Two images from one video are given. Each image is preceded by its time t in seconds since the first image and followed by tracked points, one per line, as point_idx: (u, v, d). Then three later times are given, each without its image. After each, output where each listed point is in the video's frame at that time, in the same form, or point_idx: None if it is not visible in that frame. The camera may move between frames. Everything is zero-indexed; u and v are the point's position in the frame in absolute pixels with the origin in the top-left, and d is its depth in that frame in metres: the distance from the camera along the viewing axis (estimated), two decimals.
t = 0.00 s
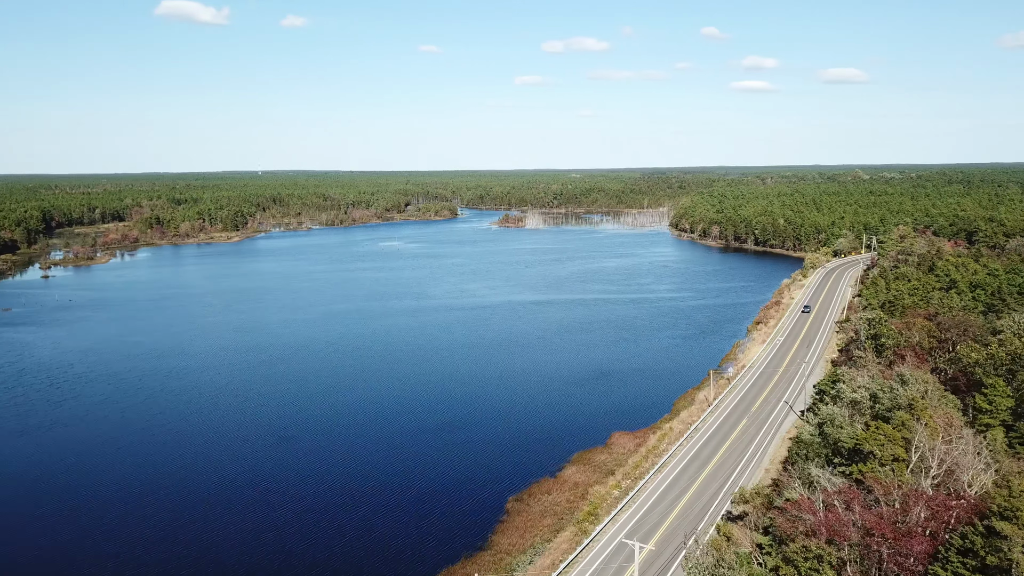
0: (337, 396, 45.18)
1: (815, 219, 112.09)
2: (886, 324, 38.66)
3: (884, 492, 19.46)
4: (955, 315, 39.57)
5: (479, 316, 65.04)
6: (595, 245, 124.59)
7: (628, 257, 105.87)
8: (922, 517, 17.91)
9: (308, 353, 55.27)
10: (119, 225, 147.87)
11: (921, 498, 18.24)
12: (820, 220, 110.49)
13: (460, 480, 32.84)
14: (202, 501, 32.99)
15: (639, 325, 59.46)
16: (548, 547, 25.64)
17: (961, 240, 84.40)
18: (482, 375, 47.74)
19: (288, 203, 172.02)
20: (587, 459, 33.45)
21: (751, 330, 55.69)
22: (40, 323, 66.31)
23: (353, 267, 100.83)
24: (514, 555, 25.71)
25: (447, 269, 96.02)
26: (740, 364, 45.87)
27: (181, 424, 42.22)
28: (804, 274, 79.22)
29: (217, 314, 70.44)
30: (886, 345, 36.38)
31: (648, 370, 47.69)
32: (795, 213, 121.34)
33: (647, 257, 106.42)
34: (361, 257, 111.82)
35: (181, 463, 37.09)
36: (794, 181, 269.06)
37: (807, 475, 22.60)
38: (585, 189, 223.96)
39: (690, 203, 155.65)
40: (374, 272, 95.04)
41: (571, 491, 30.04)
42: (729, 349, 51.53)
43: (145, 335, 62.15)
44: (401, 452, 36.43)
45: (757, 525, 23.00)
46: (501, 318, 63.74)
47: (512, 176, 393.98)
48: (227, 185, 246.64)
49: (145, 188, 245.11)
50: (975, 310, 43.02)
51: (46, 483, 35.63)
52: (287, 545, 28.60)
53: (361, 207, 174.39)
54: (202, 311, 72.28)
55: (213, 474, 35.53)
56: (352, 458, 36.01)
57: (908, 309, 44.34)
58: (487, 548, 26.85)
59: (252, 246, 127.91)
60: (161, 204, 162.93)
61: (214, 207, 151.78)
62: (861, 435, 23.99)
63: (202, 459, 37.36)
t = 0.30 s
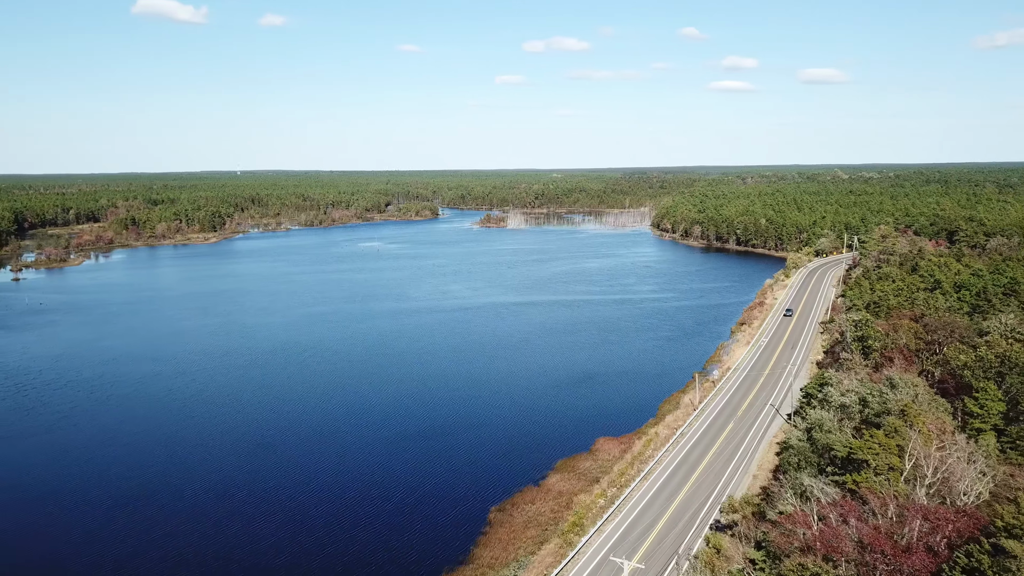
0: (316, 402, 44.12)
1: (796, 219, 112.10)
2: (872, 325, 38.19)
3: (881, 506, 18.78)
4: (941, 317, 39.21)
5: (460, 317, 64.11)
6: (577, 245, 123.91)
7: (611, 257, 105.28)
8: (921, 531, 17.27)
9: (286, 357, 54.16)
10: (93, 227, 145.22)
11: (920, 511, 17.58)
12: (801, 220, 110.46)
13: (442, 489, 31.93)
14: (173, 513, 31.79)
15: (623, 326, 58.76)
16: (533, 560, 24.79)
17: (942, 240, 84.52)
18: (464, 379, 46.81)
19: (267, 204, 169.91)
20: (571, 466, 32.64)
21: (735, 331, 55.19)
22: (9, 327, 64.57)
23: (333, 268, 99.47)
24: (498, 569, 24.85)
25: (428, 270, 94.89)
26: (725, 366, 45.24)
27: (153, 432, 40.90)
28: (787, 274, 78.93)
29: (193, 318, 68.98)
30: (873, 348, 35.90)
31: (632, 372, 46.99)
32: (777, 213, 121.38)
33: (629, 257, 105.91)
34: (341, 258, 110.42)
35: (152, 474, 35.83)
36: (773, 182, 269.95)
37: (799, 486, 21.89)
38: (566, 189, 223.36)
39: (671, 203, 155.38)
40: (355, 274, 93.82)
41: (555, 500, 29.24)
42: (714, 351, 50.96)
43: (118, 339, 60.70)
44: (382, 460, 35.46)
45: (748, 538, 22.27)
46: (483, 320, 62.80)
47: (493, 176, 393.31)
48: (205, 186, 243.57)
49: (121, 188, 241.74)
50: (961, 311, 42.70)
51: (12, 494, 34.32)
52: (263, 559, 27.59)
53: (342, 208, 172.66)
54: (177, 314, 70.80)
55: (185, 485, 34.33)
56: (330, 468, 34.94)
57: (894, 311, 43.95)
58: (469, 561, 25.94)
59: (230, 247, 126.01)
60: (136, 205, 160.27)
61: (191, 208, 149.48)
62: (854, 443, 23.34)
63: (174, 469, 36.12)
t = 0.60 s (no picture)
0: (292, 408, 43.04)
1: (777, 218, 112.12)
2: (858, 327, 37.75)
3: (879, 520, 18.12)
4: (926, 317, 38.87)
5: (441, 319, 63.18)
6: (559, 245, 123.31)
7: (592, 258, 104.76)
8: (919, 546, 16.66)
9: (263, 361, 53.01)
10: (67, 227, 142.64)
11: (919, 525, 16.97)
12: (782, 219, 110.48)
13: (423, 499, 31.06)
14: (141, 526, 30.59)
15: (606, 328, 58.13)
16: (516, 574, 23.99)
17: (922, 239, 84.71)
18: (445, 383, 45.90)
19: (245, 204, 167.87)
20: (555, 474, 31.85)
21: (719, 333, 54.70)
22: None
23: (311, 270, 98.18)
24: None
25: (408, 271, 93.78)
26: (709, 368, 44.69)
27: (123, 442, 39.62)
28: (769, 274, 78.70)
29: (167, 321, 67.58)
30: (860, 350, 35.45)
31: (616, 375, 46.32)
32: (758, 212, 121.42)
33: (611, 257, 105.43)
34: (320, 259, 109.08)
35: (122, 485, 34.63)
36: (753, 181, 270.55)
37: (791, 497, 21.26)
38: (547, 188, 222.73)
39: (652, 203, 155.16)
40: (334, 275, 92.60)
41: (539, 510, 28.47)
42: (698, 353, 50.43)
43: (90, 344, 59.26)
44: (361, 468, 34.52)
45: (739, 552, 21.62)
46: (463, 322, 61.93)
47: (473, 176, 392.12)
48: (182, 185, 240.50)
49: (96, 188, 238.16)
50: (946, 312, 42.42)
51: None
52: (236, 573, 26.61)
53: (321, 208, 170.93)
54: (151, 317, 69.37)
55: (156, 498, 33.13)
56: (307, 478, 33.88)
57: (879, 312, 43.60)
58: None
59: (207, 248, 124.15)
60: (111, 205, 157.62)
61: (167, 208, 147.29)
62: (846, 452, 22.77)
63: (145, 481, 34.90)
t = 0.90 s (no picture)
0: (269, 414, 41.95)
1: (759, 218, 111.98)
2: (844, 329, 37.27)
3: (876, 535, 17.49)
4: (913, 319, 38.49)
5: (421, 322, 62.22)
6: (540, 245, 122.57)
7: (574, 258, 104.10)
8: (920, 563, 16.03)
9: (239, 366, 51.85)
10: (39, 228, 139.91)
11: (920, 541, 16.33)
12: (764, 219, 110.35)
13: (404, 510, 30.19)
14: (108, 541, 29.33)
15: (589, 330, 57.47)
16: None
17: (903, 239, 84.72)
18: (426, 388, 44.96)
19: (222, 204, 165.68)
20: (539, 482, 31.05)
21: (703, 334, 54.16)
22: None
23: (289, 271, 96.81)
24: None
25: (388, 272, 92.65)
26: (694, 371, 44.08)
27: (91, 451, 38.24)
28: (751, 274, 78.39)
29: (141, 324, 66.13)
30: (847, 353, 34.97)
31: (600, 378, 45.63)
32: (739, 212, 121.27)
33: (593, 258, 104.85)
34: (299, 261, 107.59)
35: (91, 494, 33.46)
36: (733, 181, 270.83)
37: (784, 510, 20.60)
38: (529, 188, 221.86)
39: (634, 202, 154.76)
40: (312, 276, 91.32)
41: (523, 521, 27.66)
42: (682, 354, 49.86)
43: (61, 348, 57.78)
44: (340, 478, 33.55)
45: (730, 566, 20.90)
46: (444, 324, 61.00)
47: (454, 176, 390.33)
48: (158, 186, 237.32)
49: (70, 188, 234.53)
50: (931, 313, 42.09)
51: None
52: None
53: (300, 208, 169.04)
54: (125, 320, 67.88)
55: (126, 509, 31.98)
56: (283, 490, 32.78)
57: (864, 313, 43.21)
58: None
59: (183, 250, 122.20)
60: (84, 206, 154.82)
61: (143, 209, 144.92)
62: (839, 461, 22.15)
63: (115, 491, 33.75)
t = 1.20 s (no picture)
0: (245, 423, 40.85)
1: (740, 219, 111.91)
2: (831, 333, 36.76)
3: (876, 554, 16.81)
4: (899, 322, 38.11)
5: (402, 325, 61.28)
6: (521, 246, 121.87)
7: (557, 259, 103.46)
8: None
9: (215, 372, 50.69)
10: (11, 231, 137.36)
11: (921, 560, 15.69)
12: (745, 220, 110.35)
13: (385, 523, 29.31)
14: (75, 557, 28.23)
15: (572, 333, 56.80)
16: None
17: (885, 239, 84.78)
18: (406, 394, 44.06)
19: (199, 206, 163.68)
20: (522, 493, 30.23)
21: (687, 336, 53.60)
22: None
23: (268, 274, 95.51)
24: None
25: (369, 274, 91.58)
26: (679, 375, 43.45)
27: (60, 462, 37.04)
28: (734, 275, 78.11)
29: (114, 329, 64.72)
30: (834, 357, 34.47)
31: (584, 383, 44.90)
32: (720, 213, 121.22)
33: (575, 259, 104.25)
34: (277, 263, 106.23)
35: (58, 507, 32.29)
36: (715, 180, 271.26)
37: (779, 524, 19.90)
38: (510, 189, 221.12)
39: (615, 203, 154.54)
40: (291, 279, 90.09)
41: (506, 534, 26.82)
42: (666, 357, 49.28)
43: (31, 355, 56.35)
44: (318, 490, 32.59)
45: None
46: (425, 328, 60.07)
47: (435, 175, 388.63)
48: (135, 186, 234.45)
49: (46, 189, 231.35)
50: (917, 315, 41.76)
51: None
52: None
53: (278, 210, 167.36)
54: (98, 325, 66.44)
55: (94, 522, 30.86)
56: (258, 502, 31.79)
57: (850, 315, 42.81)
58: None
59: (159, 252, 120.29)
60: (58, 207, 152.24)
61: (118, 211, 142.70)
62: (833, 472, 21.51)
63: (84, 504, 32.59)
